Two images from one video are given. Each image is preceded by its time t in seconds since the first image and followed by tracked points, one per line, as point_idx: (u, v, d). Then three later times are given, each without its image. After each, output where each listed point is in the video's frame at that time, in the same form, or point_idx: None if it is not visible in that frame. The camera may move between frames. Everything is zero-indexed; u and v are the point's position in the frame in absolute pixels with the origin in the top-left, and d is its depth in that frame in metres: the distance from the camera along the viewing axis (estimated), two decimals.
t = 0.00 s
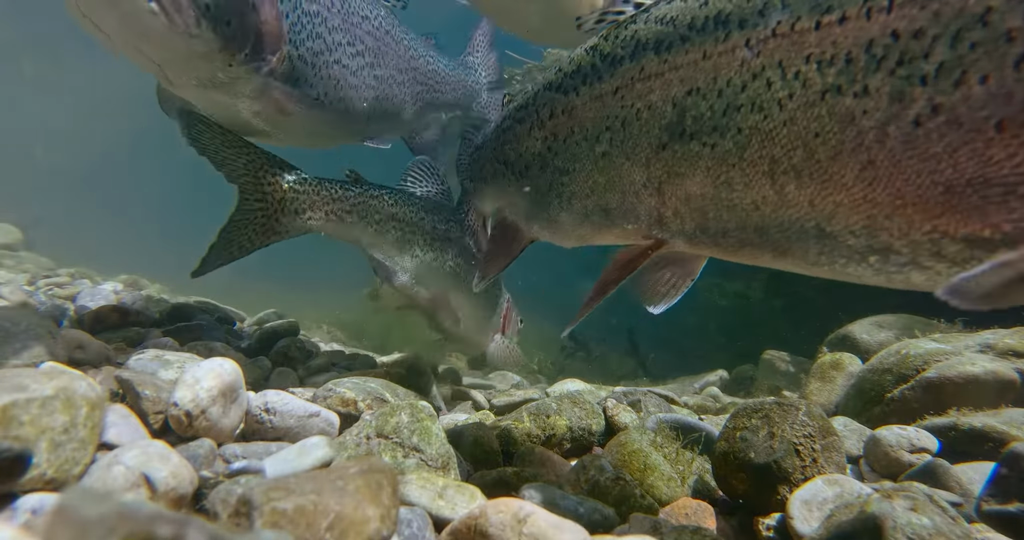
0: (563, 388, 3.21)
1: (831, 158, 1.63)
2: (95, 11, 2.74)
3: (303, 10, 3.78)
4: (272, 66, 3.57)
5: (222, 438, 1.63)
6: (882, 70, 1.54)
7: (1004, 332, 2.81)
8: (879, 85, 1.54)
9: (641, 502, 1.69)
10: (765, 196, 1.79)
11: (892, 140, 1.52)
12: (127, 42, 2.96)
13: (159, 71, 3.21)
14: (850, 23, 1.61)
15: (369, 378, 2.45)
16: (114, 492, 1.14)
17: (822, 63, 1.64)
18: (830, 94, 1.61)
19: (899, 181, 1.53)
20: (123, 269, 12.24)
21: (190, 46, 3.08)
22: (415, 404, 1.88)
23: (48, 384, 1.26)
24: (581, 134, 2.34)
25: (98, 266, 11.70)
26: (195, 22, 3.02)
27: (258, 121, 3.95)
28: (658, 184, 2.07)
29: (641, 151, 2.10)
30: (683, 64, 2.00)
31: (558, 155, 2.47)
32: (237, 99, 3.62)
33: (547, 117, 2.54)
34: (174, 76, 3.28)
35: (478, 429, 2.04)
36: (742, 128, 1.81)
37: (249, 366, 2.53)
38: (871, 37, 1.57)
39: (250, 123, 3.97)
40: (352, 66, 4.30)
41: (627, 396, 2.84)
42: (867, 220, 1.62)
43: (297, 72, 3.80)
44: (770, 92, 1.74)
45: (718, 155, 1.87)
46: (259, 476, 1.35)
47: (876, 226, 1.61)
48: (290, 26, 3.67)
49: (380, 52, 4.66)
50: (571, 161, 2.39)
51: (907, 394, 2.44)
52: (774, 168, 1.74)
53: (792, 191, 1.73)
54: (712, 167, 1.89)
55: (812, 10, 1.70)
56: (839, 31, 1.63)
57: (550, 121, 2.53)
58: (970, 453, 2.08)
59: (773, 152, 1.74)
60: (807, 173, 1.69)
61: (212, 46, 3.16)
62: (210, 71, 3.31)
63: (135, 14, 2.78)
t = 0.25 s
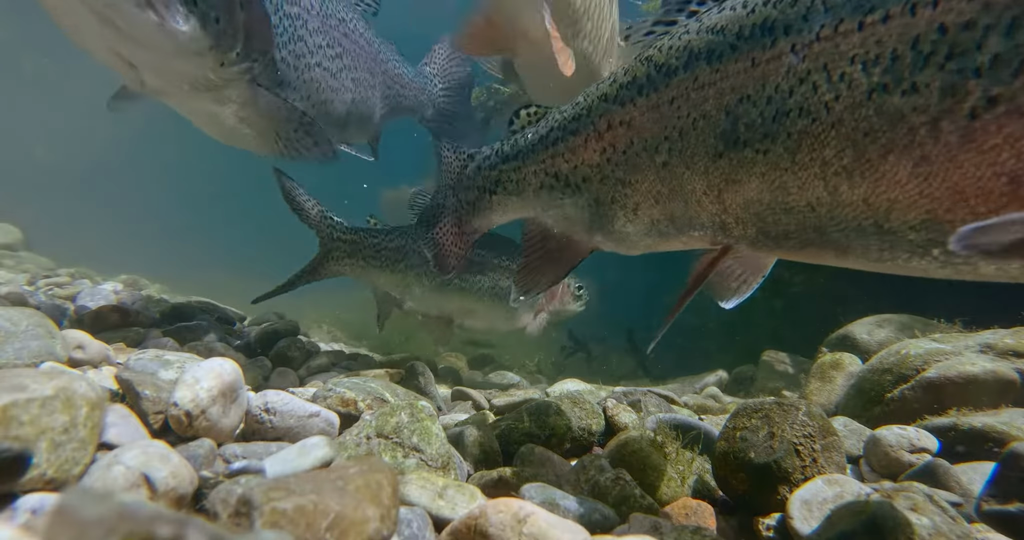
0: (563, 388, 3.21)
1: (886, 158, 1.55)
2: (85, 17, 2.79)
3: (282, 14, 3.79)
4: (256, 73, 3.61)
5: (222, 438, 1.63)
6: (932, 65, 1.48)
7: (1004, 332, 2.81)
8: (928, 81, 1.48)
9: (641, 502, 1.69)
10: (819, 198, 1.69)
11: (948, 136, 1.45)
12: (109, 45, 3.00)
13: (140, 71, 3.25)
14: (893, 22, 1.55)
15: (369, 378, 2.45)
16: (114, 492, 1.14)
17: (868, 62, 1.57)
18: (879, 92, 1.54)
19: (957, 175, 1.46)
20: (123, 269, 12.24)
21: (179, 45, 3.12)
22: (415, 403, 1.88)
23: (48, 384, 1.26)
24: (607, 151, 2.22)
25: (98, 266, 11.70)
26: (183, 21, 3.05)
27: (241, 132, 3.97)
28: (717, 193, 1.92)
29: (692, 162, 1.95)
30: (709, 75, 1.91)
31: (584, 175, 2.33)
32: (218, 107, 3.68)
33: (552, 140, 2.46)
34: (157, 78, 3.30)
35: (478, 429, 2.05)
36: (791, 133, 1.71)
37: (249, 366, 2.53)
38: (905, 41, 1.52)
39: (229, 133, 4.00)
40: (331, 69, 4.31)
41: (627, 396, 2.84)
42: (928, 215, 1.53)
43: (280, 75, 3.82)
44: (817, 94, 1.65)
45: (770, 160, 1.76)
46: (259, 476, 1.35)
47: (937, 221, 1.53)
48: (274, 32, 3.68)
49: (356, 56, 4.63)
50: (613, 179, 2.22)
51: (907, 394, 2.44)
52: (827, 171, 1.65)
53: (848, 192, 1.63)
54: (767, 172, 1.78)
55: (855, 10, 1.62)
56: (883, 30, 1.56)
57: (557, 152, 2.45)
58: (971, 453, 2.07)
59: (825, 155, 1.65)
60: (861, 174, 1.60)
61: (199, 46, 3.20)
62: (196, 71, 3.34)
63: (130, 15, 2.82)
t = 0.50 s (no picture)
0: (563, 388, 3.21)
1: (945, 147, 1.55)
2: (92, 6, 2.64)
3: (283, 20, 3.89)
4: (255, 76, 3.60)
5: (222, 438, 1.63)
6: (1006, 51, 1.46)
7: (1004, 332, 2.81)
8: (1006, 66, 1.46)
9: (641, 502, 1.69)
10: (862, 189, 1.72)
11: None
12: (113, 38, 2.85)
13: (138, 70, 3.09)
14: (955, 5, 1.54)
15: (369, 378, 2.45)
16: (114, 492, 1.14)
17: (924, 48, 1.56)
18: (936, 81, 1.54)
19: None
20: (124, 269, 12.25)
21: (184, 43, 3.02)
22: (415, 403, 1.88)
23: (48, 384, 1.26)
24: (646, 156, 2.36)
25: (98, 266, 11.69)
26: (188, 19, 2.95)
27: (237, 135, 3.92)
28: (743, 186, 2.00)
29: (715, 158, 2.05)
30: (735, 73, 1.99)
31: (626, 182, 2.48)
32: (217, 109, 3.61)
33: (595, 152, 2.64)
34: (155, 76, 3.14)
35: (478, 429, 2.05)
36: (831, 124, 1.74)
37: (248, 366, 2.53)
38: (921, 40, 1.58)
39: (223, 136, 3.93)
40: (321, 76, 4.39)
41: (627, 396, 2.84)
42: (992, 208, 1.54)
43: (278, 78, 3.85)
44: (861, 84, 1.67)
45: (804, 152, 1.81)
46: (259, 476, 1.35)
47: (1003, 213, 1.53)
48: (273, 34, 3.75)
49: (339, 66, 4.73)
50: (643, 181, 2.38)
51: (907, 394, 2.44)
52: (873, 162, 1.67)
53: (895, 182, 1.66)
54: (799, 165, 1.83)
55: None
56: (945, 13, 1.55)
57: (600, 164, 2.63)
58: (971, 453, 2.07)
59: (871, 145, 1.67)
60: (912, 164, 1.61)
61: (201, 45, 3.10)
62: (194, 70, 3.22)
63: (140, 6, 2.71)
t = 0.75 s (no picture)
0: (563, 388, 3.21)
1: None
2: (93, 16, 2.59)
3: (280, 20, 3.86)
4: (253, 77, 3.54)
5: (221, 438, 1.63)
6: None
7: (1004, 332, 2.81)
8: None
9: (642, 502, 1.69)
10: (957, 163, 1.42)
11: None
12: (115, 43, 2.79)
13: (140, 73, 3.06)
14: None
15: (369, 378, 2.45)
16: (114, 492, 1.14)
17: None
18: None
19: None
20: (124, 269, 12.26)
21: (186, 46, 3.00)
22: (415, 403, 1.88)
23: (48, 384, 1.26)
24: (668, 134, 2.07)
25: (99, 266, 11.70)
26: (188, 22, 2.93)
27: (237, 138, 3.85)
28: (780, 162, 1.70)
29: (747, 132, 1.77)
30: (767, 39, 1.74)
31: (645, 166, 2.20)
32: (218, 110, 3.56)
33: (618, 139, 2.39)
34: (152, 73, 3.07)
35: (477, 429, 2.05)
36: (923, 88, 1.44)
37: (248, 366, 2.53)
38: (987, 5, 1.39)
39: (223, 138, 3.84)
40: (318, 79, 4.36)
41: (627, 396, 2.84)
42: None
43: (277, 80, 3.82)
44: (970, 43, 1.39)
45: (880, 121, 1.50)
46: (259, 476, 1.35)
47: None
48: (269, 37, 3.71)
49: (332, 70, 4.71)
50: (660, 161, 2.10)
51: (907, 394, 2.44)
52: (976, 132, 1.38)
53: (1005, 157, 1.36)
54: (868, 135, 1.53)
55: None
56: None
57: (619, 154, 2.38)
58: (971, 453, 2.07)
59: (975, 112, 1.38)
60: None
61: (202, 48, 3.08)
62: (196, 73, 3.18)
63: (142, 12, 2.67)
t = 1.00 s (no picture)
0: (563, 388, 3.21)
1: None
2: (93, 12, 2.57)
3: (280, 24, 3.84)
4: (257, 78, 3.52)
5: (221, 438, 1.63)
6: None
7: (1004, 332, 2.81)
8: None
9: (642, 503, 1.69)
10: None
11: None
12: (112, 43, 2.78)
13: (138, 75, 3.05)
14: None
15: (369, 378, 2.45)
16: (113, 492, 1.13)
17: None
18: None
19: None
20: (125, 270, 12.27)
21: (189, 45, 2.97)
22: (415, 403, 1.88)
23: (48, 384, 1.25)
24: (775, 118, 1.82)
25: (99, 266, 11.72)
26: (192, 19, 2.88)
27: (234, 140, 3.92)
28: (917, 173, 1.64)
29: (881, 138, 1.67)
30: (919, 36, 1.64)
31: (727, 147, 1.91)
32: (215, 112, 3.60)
33: (671, 102, 2.04)
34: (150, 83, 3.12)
35: (478, 429, 2.04)
36: None
37: (249, 366, 2.53)
38: None
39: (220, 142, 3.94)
40: (314, 86, 4.43)
41: (627, 396, 2.84)
42: None
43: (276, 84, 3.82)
44: None
45: None
46: (259, 476, 1.35)
47: None
48: (272, 38, 3.67)
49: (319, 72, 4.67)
50: (741, 157, 1.90)
51: (906, 394, 2.45)
52: None
53: None
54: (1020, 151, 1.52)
55: None
56: None
57: (668, 120, 2.04)
58: (971, 453, 2.08)
59: None
60: None
61: (205, 46, 3.03)
62: (198, 72, 3.17)
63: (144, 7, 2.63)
